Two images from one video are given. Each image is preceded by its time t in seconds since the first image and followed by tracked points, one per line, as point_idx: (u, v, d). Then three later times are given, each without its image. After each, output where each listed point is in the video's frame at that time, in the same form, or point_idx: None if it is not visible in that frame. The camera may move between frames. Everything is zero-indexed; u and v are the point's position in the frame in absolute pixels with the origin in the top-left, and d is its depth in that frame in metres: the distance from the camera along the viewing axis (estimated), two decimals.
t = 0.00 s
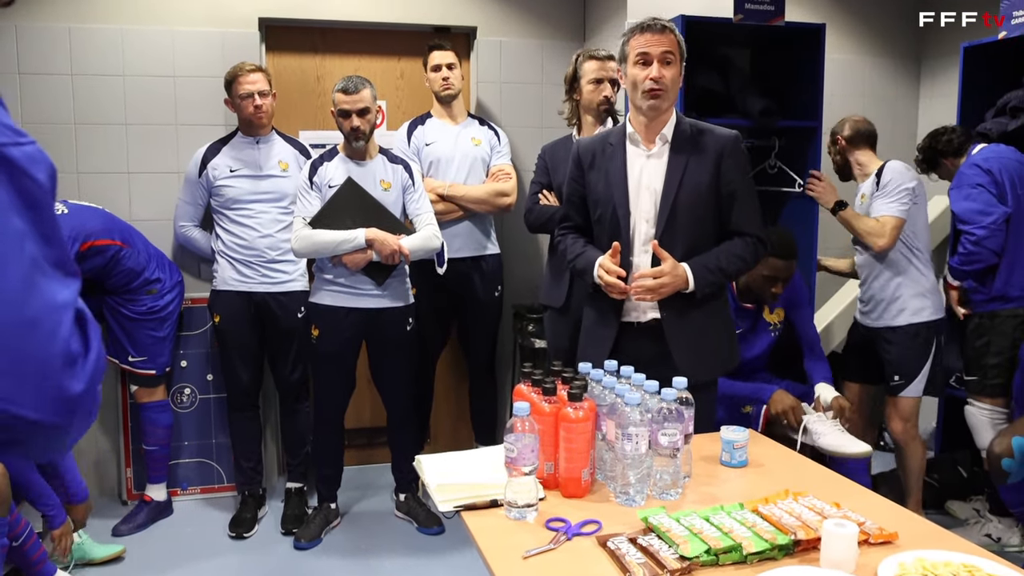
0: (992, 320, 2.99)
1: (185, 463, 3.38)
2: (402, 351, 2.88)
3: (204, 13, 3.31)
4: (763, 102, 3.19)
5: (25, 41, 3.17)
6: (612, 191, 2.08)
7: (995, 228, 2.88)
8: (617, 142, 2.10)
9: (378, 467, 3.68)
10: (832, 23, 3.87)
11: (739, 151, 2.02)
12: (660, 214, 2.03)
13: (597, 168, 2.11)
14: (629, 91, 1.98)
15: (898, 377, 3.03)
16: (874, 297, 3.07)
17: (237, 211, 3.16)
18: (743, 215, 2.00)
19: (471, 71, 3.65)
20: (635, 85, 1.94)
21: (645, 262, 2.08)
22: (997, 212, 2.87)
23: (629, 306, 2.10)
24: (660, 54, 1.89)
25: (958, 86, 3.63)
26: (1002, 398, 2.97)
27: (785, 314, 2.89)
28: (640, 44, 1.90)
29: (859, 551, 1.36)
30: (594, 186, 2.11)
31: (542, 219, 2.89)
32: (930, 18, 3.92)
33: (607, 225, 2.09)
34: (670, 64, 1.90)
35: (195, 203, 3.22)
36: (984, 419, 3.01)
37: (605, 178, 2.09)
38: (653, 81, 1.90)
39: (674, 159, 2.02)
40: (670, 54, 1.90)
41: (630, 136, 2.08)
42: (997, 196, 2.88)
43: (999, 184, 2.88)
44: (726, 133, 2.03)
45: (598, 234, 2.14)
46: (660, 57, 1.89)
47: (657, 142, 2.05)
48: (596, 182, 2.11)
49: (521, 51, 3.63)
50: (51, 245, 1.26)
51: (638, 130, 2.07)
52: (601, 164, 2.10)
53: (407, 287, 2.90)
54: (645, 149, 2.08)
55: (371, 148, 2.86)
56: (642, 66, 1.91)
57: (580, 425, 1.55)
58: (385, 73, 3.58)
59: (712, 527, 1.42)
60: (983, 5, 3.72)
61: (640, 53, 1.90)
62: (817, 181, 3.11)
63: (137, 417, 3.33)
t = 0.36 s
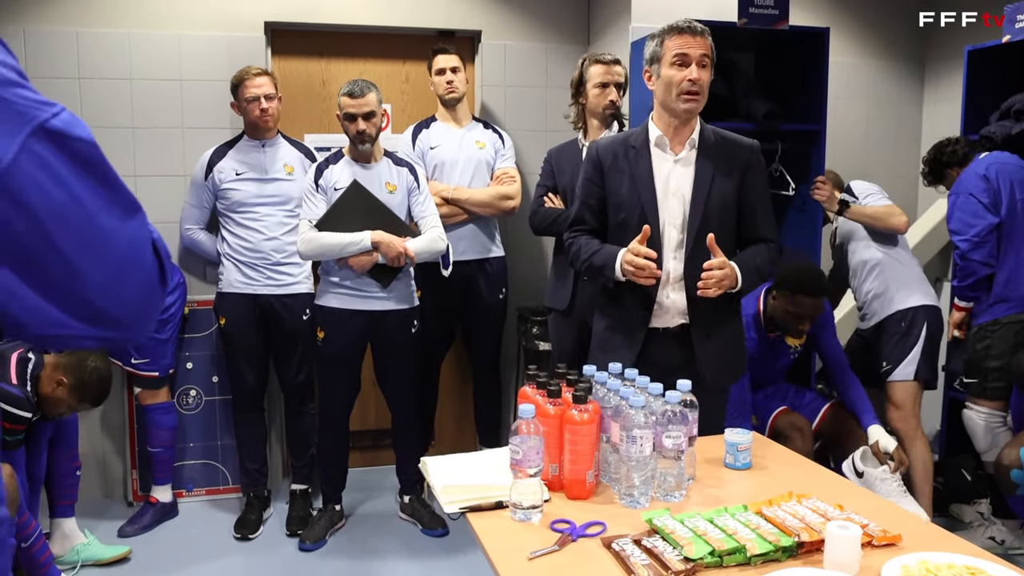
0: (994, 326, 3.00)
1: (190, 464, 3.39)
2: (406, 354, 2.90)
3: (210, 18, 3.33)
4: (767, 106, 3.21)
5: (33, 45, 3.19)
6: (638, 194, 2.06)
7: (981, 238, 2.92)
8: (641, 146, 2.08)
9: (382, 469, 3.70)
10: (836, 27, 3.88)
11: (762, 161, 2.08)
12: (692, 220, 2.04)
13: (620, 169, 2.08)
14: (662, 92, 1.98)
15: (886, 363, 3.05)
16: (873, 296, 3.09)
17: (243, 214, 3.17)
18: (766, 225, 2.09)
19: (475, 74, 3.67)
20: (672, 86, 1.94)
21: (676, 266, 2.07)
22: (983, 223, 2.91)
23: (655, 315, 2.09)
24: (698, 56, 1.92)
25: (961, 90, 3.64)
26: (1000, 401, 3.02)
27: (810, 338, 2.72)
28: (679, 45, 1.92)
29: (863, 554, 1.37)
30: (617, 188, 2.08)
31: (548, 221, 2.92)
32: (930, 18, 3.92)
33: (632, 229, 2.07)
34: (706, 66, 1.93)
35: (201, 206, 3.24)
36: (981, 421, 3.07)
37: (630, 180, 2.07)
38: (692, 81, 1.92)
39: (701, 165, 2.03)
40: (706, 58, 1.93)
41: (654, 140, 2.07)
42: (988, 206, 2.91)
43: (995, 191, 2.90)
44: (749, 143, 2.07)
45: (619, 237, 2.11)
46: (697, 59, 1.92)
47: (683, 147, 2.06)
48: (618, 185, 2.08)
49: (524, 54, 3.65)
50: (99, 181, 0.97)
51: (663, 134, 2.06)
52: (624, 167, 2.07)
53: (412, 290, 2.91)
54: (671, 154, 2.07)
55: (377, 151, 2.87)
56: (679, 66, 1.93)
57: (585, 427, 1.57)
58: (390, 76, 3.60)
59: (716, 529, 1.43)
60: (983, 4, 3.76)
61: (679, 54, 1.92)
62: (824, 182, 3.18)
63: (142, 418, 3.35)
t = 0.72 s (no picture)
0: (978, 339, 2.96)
1: (192, 470, 3.40)
2: (408, 359, 2.91)
3: (214, 24, 3.35)
4: (768, 112, 3.23)
5: (38, 51, 3.21)
6: (629, 198, 2.07)
7: (961, 258, 3.05)
8: (626, 151, 2.09)
9: (384, 474, 3.70)
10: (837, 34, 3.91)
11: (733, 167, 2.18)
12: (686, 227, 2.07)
13: (608, 174, 2.07)
14: (654, 100, 2.00)
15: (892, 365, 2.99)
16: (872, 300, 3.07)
17: (246, 219, 3.19)
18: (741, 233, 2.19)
19: (477, 81, 3.69)
20: (669, 92, 1.96)
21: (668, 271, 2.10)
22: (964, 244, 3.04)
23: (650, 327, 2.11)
24: (691, 64, 1.97)
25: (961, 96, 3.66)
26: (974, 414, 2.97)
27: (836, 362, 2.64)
28: (675, 51, 1.96)
29: (863, 558, 1.38)
30: (606, 194, 2.07)
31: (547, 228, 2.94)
32: (930, 18, 3.97)
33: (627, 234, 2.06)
34: (695, 74, 1.99)
35: (204, 211, 3.26)
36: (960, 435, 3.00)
37: (618, 185, 2.07)
38: (688, 89, 1.96)
39: (689, 170, 2.08)
40: (696, 65, 1.99)
41: (640, 147, 2.09)
42: (972, 226, 3.03)
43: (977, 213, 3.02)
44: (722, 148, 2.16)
45: (609, 245, 2.10)
46: (690, 66, 1.97)
47: (668, 152, 2.11)
48: (608, 190, 2.07)
49: (526, 61, 3.67)
50: (111, 203, 0.94)
51: (650, 142, 2.08)
52: (614, 172, 2.07)
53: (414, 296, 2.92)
54: (656, 160, 2.10)
55: (380, 157, 2.89)
56: (676, 74, 1.96)
57: (587, 433, 1.57)
58: (392, 83, 3.62)
59: (717, 533, 1.44)
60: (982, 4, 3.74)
61: (675, 61, 1.96)
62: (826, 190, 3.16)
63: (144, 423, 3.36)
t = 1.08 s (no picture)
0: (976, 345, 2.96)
1: (191, 473, 3.40)
2: (408, 363, 2.91)
3: (215, 28, 3.37)
4: (767, 117, 3.25)
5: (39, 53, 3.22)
6: (585, 205, 2.11)
7: (956, 276, 3.13)
8: (580, 156, 2.14)
9: (384, 477, 3.71)
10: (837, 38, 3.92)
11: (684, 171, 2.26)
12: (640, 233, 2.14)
13: (563, 181, 2.12)
14: (611, 105, 2.05)
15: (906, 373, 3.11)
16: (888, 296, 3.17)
17: (247, 222, 3.20)
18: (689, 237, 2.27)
19: (478, 84, 3.70)
20: (627, 98, 2.02)
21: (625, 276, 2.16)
22: (958, 260, 3.12)
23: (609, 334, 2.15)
24: (646, 70, 2.03)
25: (961, 100, 3.67)
26: (973, 420, 2.97)
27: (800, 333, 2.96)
28: (632, 57, 2.01)
29: (862, 561, 1.39)
30: (562, 200, 2.11)
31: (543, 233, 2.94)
32: (930, 18, 3.97)
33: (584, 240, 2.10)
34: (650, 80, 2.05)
35: (205, 214, 3.26)
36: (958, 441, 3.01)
37: (574, 191, 2.11)
38: (644, 94, 2.02)
39: (642, 176, 2.14)
40: (649, 70, 2.05)
41: (595, 152, 2.14)
42: (963, 243, 3.11)
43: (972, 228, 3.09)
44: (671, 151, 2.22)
45: (566, 251, 2.14)
46: (645, 71, 2.04)
47: (621, 158, 2.18)
48: (563, 197, 2.11)
49: (526, 65, 3.68)
50: (143, 223, 0.99)
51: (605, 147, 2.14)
52: (569, 179, 2.12)
53: (414, 299, 2.93)
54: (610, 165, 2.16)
55: (381, 161, 2.90)
56: (633, 79, 2.02)
57: (587, 436, 1.58)
58: (392, 86, 3.63)
59: (717, 536, 1.44)
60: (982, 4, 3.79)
61: (632, 67, 2.01)
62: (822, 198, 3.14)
63: (144, 426, 3.36)
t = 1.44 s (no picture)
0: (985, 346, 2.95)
1: (193, 474, 3.41)
2: (411, 365, 2.91)
3: (218, 30, 3.37)
4: (769, 119, 3.25)
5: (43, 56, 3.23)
6: (561, 213, 2.11)
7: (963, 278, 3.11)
8: (553, 162, 2.14)
9: (386, 479, 3.71)
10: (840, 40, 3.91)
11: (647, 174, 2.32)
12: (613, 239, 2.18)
13: (537, 189, 2.11)
14: (586, 112, 2.05)
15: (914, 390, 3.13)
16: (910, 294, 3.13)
17: (250, 225, 3.20)
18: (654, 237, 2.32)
19: (480, 87, 3.70)
20: (602, 107, 2.02)
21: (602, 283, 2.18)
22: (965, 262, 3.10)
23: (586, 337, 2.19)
24: (620, 77, 2.04)
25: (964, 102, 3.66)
26: (982, 423, 2.97)
27: (795, 340, 3.01)
28: (608, 64, 2.01)
29: (865, 564, 1.39)
30: (537, 208, 2.11)
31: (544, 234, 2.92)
32: (931, 18, 3.97)
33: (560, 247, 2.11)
34: (624, 86, 2.07)
35: (208, 216, 3.27)
36: (967, 445, 3.01)
37: (550, 199, 2.11)
38: (619, 103, 2.03)
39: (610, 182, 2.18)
40: (622, 78, 2.05)
41: (567, 159, 2.15)
42: (970, 245, 3.09)
43: (977, 229, 3.08)
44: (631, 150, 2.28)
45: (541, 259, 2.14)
46: (619, 79, 2.04)
47: (591, 163, 2.19)
48: (539, 205, 2.11)
49: (528, 67, 3.68)
50: (140, 235, 1.19)
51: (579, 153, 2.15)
52: (544, 186, 2.12)
53: (417, 302, 2.93)
54: (583, 171, 2.17)
55: (384, 163, 2.90)
56: (609, 86, 2.02)
57: (590, 438, 1.58)
58: (395, 89, 3.64)
59: (720, 539, 1.44)
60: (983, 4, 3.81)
61: (608, 74, 2.01)
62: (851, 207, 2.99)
63: (146, 427, 3.37)
